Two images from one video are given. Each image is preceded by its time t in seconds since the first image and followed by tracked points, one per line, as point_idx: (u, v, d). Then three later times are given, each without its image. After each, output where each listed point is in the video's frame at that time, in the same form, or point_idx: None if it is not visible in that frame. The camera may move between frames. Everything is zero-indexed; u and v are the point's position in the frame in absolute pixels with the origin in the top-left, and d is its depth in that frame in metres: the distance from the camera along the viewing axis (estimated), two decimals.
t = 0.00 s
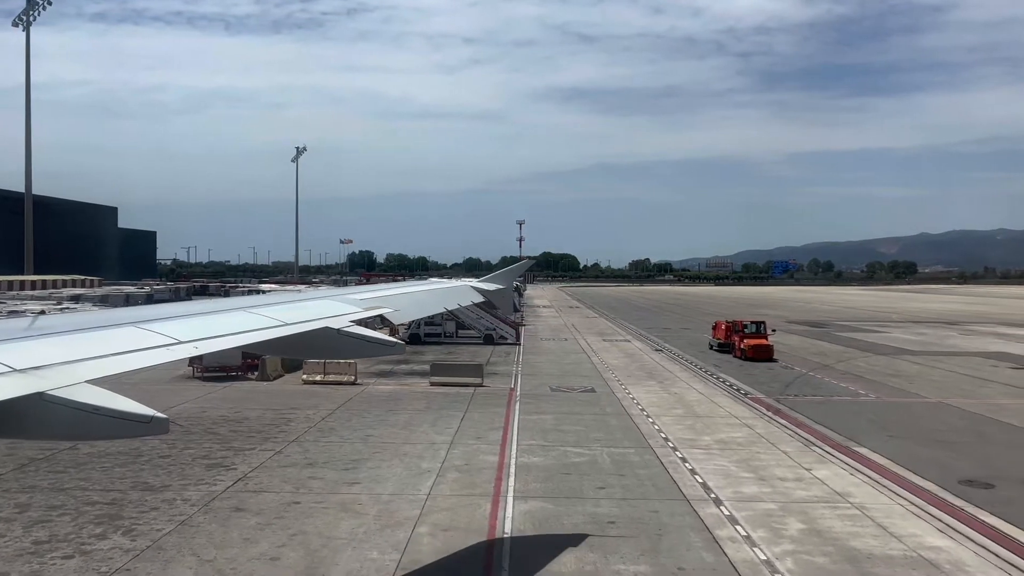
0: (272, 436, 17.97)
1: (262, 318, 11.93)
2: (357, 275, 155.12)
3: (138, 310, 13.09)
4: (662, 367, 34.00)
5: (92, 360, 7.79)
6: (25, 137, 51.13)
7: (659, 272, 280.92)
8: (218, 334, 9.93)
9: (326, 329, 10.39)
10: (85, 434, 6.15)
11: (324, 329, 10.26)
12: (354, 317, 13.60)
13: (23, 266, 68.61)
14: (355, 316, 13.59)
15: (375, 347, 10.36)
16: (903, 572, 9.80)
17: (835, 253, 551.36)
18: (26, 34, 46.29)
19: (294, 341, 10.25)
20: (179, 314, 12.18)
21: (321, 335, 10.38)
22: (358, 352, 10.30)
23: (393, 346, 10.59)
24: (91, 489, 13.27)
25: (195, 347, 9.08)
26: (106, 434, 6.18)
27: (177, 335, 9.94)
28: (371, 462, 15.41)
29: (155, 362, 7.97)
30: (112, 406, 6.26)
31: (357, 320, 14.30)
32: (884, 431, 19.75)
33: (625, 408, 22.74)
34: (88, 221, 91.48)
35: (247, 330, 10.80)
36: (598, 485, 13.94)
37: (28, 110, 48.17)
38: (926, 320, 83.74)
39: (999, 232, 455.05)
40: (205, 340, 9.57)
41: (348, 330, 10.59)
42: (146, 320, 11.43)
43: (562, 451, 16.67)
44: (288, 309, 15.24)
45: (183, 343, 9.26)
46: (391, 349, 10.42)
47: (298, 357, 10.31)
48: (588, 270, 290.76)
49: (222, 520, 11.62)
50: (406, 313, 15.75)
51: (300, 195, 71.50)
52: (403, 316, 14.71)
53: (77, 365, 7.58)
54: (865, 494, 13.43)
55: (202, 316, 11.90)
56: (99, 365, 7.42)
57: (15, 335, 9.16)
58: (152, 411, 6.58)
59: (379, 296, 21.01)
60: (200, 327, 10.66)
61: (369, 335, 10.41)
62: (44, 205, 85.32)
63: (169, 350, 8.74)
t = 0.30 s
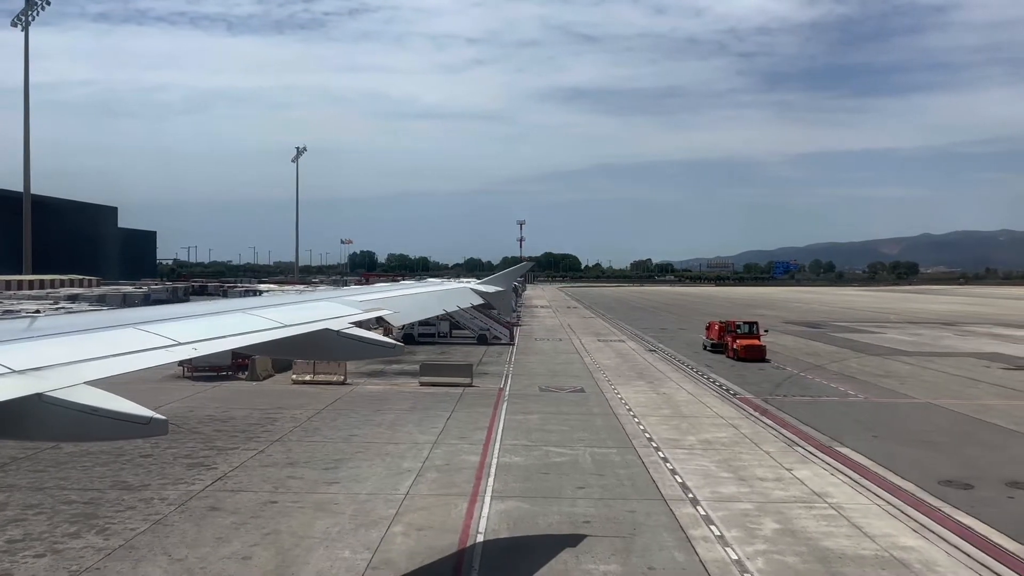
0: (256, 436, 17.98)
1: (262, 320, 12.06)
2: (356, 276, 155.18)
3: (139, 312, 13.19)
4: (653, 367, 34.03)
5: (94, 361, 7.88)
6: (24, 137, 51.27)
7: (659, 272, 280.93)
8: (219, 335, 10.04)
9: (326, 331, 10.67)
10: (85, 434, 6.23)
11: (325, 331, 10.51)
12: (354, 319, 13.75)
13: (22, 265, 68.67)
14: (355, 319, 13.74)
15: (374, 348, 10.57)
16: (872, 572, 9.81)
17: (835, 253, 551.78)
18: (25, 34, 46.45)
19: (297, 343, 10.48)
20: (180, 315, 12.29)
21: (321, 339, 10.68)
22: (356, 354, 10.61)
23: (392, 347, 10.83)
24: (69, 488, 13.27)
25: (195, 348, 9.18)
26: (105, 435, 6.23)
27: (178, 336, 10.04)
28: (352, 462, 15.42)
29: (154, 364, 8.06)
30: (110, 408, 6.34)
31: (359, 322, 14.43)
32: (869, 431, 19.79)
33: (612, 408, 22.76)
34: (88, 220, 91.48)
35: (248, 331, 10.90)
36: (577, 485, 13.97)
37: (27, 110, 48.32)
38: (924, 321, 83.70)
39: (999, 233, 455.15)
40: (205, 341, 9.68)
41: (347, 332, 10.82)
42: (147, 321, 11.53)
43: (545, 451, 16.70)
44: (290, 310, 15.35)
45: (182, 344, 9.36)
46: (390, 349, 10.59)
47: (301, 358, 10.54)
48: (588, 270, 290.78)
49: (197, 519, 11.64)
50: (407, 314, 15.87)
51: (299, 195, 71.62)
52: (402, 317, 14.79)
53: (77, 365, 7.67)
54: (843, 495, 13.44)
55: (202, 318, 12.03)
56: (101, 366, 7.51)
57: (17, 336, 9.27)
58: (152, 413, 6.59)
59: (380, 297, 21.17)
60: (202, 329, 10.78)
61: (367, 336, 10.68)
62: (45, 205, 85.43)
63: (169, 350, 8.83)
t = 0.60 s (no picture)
0: (240, 436, 17.99)
1: (261, 318, 12.15)
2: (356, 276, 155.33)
3: (139, 310, 13.26)
4: (646, 367, 34.04)
5: (93, 359, 7.95)
6: (24, 136, 51.43)
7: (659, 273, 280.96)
8: (217, 333, 10.11)
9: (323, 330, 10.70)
10: (84, 432, 6.26)
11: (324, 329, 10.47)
12: (353, 318, 13.86)
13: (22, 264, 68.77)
14: (353, 317, 13.85)
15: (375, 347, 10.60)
16: (843, 572, 9.82)
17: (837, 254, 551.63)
18: (24, 35, 46.64)
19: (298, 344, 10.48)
20: (179, 314, 12.35)
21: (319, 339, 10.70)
22: (356, 351, 10.66)
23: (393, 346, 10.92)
24: (48, 488, 13.26)
25: (193, 346, 9.23)
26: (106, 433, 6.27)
27: (176, 333, 10.09)
28: (334, 461, 15.44)
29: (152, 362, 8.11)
30: (110, 406, 6.36)
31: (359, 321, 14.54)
32: (854, 431, 19.81)
33: (600, 408, 22.79)
34: (89, 220, 91.59)
35: (246, 329, 10.95)
36: (557, 484, 13.97)
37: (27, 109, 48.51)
38: (922, 322, 83.70)
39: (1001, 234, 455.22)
40: (204, 339, 9.74)
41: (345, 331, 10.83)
42: (145, 319, 11.56)
43: (528, 451, 16.70)
44: (290, 308, 15.42)
45: (181, 343, 9.41)
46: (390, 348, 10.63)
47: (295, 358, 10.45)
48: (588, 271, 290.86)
49: (172, 518, 11.65)
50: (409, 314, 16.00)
51: (298, 195, 71.73)
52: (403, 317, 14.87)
53: (78, 363, 7.72)
54: (821, 495, 13.43)
55: (201, 316, 12.09)
56: (100, 364, 7.56)
57: (14, 334, 9.28)
58: (151, 410, 6.63)
59: (376, 296, 21.24)
60: (201, 327, 10.85)
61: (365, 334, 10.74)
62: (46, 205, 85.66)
63: (168, 349, 8.88)
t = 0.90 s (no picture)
0: (226, 435, 18.02)
1: (261, 320, 12.42)
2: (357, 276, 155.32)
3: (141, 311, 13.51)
4: (639, 368, 34.06)
5: (96, 360, 8.20)
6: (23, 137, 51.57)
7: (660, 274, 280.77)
8: (218, 335, 10.37)
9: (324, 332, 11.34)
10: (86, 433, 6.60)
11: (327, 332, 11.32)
12: (352, 320, 14.12)
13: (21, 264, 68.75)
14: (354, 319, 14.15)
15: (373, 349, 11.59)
16: (814, 572, 9.83)
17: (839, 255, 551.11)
18: (24, 36, 46.84)
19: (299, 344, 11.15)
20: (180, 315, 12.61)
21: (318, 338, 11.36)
22: (354, 352, 11.52)
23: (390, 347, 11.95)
24: (28, 487, 13.29)
25: (194, 347, 9.48)
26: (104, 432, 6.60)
27: (177, 335, 10.33)
28: (317, 461, 15.47)
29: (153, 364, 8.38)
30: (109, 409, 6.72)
31: (357, 322, 14.82)
32: (840, 432, 19.80)
33: (588, 408, 22.82)
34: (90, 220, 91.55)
35: (247, 330, 11.20)
36: (537, 485, 13.99)
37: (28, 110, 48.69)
38: (922, 324, 83.52)
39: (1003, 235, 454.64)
40: (204, 340, 10.01)
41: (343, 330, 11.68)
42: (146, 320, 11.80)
43: (512, 452, 16.72)
44: (291, 310, 15.64)
45: (182, 344, 9.68)
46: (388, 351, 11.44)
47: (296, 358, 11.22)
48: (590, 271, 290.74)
49: (149, 518, 11.68)
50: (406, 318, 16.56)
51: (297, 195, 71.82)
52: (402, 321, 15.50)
53: (82, 363, 7.99)
54: (800, 497, 13.43)
55: (201, 317, 12.35)
56: (103, 365, 7.83)
57: (18, 335, 9.52)
58: (151, 413, 6.97)
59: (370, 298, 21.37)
60: (201, 328, 11.11)
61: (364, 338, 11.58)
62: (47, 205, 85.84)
63: (169, 350, 9.13)
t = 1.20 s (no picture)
0: (213, 435, 18.08)
1: (264, 320, 12.54)
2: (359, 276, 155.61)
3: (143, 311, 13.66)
4: (632, 369, 34.06)
5: (98, 359, 8.33)
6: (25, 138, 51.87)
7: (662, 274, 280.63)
8: (219, 335, 10.52)
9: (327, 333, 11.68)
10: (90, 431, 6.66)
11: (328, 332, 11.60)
12: (353, 320, 14.25)
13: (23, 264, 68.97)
14: (355, 319, 14.27)
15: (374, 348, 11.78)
16: (786, 572, 9.82)
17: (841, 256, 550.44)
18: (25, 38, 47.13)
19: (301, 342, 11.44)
20: (182, 315, 12.72)
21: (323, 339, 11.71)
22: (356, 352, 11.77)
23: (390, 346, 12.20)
24: (11, 486, 13.34)
25: (195, 348, 9.63)
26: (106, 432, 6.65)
27: (177, 335, 10.48)
28: (300, 461, 15.51)
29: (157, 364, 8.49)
30: (115, 409, 6.75)
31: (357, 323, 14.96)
32: (827, 432, 19.80)
33: (578, 408, 22.85)
34: (93, 220, 91.85)
35: (247, 331, 11.35)
36: (517, 484, 14.01)
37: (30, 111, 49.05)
38: (922, 324, 83.41)
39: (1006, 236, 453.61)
40: (206, 340, 10.12)
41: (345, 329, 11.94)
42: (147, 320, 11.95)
43: (496, 451, 16.75)
44: (292, 310, 15.78)
45: (184, 344, 9.78)
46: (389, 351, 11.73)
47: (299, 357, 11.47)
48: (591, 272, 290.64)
49: (128, 516, 11.74)
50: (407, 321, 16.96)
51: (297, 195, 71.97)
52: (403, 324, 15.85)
53: (85, 363, 8.12)
54: (780, 496, 13.43)
55: (203, 317, 12.46)
56: (106, 365, 7.93)
57: (20, 335, 9.65)
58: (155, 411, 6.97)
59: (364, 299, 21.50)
60: (203, 328, 11.21)
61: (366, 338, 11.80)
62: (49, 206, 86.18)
63: (170, 350, 9.27)
